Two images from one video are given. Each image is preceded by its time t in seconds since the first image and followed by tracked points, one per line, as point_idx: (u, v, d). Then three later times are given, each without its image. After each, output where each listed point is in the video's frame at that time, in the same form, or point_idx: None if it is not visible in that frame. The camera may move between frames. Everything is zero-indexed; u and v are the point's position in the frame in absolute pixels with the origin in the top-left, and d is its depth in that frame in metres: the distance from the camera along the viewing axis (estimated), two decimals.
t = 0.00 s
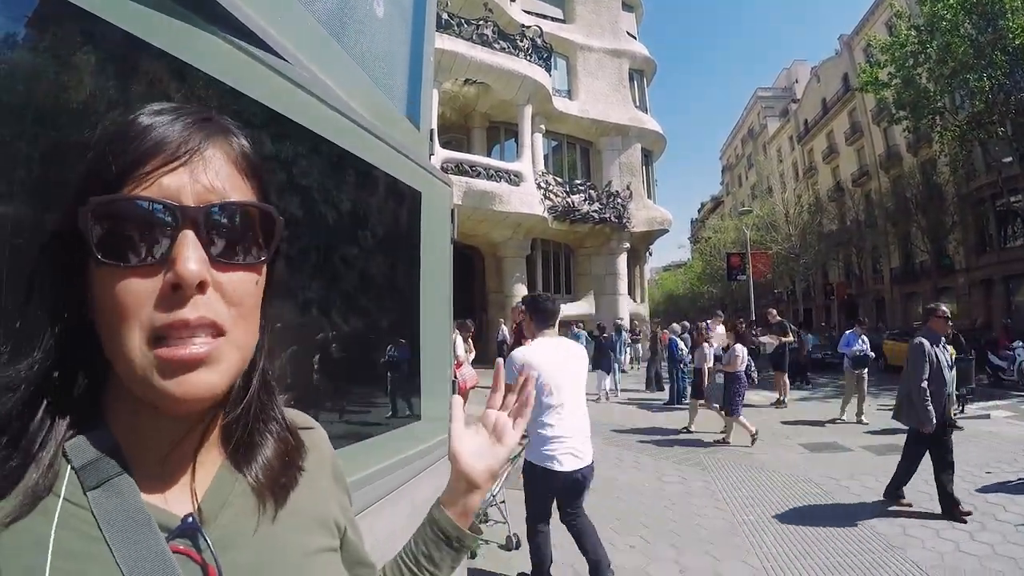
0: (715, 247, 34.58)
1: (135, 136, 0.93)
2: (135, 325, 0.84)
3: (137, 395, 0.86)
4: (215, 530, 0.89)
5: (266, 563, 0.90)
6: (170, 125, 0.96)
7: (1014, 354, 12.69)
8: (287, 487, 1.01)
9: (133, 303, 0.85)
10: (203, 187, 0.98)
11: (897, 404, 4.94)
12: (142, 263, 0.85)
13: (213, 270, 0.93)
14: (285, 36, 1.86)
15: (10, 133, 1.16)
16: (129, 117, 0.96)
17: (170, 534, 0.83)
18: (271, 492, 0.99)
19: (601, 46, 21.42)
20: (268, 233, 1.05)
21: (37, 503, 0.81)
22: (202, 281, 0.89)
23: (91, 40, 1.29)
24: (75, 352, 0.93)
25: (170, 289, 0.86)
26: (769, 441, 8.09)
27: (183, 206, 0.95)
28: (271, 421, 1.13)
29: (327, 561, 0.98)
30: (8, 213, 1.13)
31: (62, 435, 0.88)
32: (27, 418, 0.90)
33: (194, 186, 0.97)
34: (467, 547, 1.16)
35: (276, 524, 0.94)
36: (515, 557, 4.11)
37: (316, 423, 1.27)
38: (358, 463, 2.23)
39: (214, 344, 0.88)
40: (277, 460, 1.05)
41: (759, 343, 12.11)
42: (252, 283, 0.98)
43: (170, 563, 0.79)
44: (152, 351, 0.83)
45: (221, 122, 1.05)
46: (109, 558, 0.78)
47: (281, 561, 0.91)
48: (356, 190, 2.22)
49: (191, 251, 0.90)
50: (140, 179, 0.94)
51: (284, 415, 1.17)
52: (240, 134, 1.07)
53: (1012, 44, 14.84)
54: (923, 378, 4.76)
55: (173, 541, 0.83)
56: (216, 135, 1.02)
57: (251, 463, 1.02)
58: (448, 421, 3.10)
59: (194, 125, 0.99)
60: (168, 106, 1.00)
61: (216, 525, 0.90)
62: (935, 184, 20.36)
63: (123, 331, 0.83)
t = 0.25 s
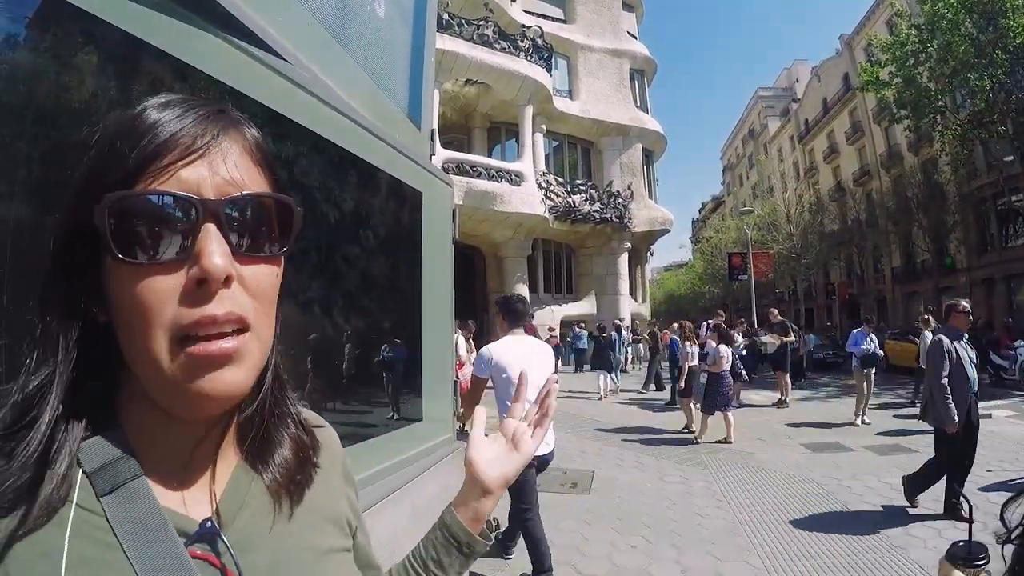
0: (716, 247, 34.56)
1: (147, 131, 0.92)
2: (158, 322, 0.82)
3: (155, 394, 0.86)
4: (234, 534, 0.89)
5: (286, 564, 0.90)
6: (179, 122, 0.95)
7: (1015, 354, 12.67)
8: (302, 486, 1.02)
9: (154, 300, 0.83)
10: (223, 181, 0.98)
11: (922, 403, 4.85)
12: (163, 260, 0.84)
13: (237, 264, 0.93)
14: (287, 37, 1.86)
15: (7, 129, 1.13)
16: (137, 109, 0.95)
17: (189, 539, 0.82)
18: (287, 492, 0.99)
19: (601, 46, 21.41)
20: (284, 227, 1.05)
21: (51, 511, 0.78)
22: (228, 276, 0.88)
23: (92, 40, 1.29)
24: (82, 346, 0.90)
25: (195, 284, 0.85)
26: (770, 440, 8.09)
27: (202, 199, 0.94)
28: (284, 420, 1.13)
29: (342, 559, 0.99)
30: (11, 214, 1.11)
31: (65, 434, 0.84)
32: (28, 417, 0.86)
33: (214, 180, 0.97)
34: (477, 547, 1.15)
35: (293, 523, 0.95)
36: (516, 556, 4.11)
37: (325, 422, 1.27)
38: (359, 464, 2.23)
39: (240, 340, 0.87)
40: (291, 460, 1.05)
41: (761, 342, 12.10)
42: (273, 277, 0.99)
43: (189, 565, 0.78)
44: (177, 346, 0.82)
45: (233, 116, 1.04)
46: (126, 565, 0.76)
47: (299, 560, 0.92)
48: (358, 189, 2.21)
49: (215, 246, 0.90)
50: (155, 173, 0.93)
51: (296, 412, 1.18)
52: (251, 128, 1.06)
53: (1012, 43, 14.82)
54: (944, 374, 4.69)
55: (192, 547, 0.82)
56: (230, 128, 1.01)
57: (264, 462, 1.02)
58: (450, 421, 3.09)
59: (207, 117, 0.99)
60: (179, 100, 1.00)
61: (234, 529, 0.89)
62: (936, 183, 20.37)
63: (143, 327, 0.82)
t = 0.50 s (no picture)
0: (718, 247, 34.55)
1: (154, 125, 0.91)
2: (173, 318, 0.82)
3: (161, 392, 0.86)
4: (236, 532, 0.89)
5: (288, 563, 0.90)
6: (187, 118, 0.94)
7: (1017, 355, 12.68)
8: (301, 484, 1.03)
9: (168, 297, 0.83)
10: (237, 181, 0.99)
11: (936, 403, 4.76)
12: (182, 257, 0.84)
13: (251, 261, 0.93)
14: (289, 36, 1.87)
15: (8, 128, 1.14)
16: (143, 105, 0.95)
17: (193, 539, 0.82)
18: (286, 490, 0.99)
19: (603, 46, 21.41)
20: (293, 226, 1.06)
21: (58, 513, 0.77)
22: (246, 274, 0.89)
23: (94, 38, 1.28)
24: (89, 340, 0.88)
25: (212, 281, 0.86)
26: (771, 440, 8.09)
27: (220, 196, 0.94)
28: (281, 418, 1.13)
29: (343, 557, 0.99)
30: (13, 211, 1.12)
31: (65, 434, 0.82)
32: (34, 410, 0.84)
33: (228, 179, 0.98)
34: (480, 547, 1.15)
35: (291, 519, 0.95)
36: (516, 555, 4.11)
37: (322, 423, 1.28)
38: (359, 463, 2.23)
39: (254, 337, 0.87)
40: (291, 458, 1.06)
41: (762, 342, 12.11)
42: (283, 277, 0.99)
43: (193, 565, 0.77)
44: (192, 342, 0.82)
45: (245, 114, 1.04)
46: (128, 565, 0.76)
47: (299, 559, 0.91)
48: (359, 188, 2.22)
49: (233, 241, 0.90)
50: (171, 167, 0.93)
51: (294, 409, 1.18)
52: (263, 127, 1.07)
53: (1014, 43, 14.79)
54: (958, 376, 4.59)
55: (196, 547, 0.82)
56: (242, 126, 1.01)
57: (264, 459, 1.02)
58: (451, 420, 3.09)
59: (221, 116, 0.99)
60: (190, 96, 0.99)
61: (236, 526, 0.89)
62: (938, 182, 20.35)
63: (155, 325, 0.82)
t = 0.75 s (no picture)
0: (719, 246, 34.56)
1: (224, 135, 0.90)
2: (212, 302, 0.79)
3: (160, 376, 0.80)
4: (230, 528, 0.84)
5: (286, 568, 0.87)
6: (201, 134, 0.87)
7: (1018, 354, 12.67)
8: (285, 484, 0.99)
9: (203, 279, 0.79)
10: (261, 179, 0.96)
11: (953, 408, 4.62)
12: (224, 243, 0.82)
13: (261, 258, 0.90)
14: (289, 34, 1.87)
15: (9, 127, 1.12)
16: (200, 98, 0.91)
17: (186, 537, 0.77)
18: (273, 491, 0.96)
19: (604, 45, 21.41)
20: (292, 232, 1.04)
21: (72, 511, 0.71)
22: (273, 271, 0.87)
23: (94, 40, 1.28)
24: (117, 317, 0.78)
25: (247, 273, 0.84)
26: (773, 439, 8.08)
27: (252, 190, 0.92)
28: (244, 412, 1.06)
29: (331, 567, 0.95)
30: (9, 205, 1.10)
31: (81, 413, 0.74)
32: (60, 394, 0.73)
33: (260, 178, 0.96)
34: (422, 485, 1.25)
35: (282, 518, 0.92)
36: (518, 554, 4.11)
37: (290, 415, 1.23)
38: (358, 463, 2.21)
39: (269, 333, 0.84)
40: (268, 452, 1.01)
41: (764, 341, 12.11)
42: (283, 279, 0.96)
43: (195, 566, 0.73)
44: (217, 331, 0.78)
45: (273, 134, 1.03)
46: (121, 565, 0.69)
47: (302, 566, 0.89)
48: (360, 187, 2.22)
49: (265, 239, 0.89)
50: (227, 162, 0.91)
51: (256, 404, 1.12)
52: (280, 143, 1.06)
53: (1015, 42, 14.76)
54: (978, 380, 4.49)
55: (190, 545, 0.77)
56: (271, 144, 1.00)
57: (245, 460, 0.96)
58: (452, 418, 3.08)
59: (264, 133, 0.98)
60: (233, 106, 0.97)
61: (230, 523, 0.85)
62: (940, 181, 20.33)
63: (176, 308, 0.77)
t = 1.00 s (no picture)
0: (721, 244, 34.54)
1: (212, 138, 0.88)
2: (196, 309, 0.78)
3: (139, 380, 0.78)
4: (213, 526, 0.85)
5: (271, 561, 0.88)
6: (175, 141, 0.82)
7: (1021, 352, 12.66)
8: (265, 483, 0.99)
9: (186, 282, 0.78)
10: (249, 186, 0.96)
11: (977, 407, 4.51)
12: (210, 250, 0.81)
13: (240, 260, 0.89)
14: (288, 33, 1.86)
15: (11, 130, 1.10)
16: (178, 99, 0.88)
17: (168, 539, 0.77)
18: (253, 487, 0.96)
19: (606, 43, 21.38)
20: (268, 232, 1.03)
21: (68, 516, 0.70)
22: (250, 275, 0.87)
23: (93, 42, 1.27)
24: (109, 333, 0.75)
25: (231, 280, 0.84)
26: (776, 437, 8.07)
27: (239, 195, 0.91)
28: (219, 412, 1.04)
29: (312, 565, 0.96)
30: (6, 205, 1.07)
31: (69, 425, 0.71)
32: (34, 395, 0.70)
33: (249, 186, 0.95)
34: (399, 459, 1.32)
35: (264, 514, 0.92)
36: (520, 553, 4.11)
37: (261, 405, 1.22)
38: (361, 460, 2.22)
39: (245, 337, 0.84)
40: (246, 445, 1.01)
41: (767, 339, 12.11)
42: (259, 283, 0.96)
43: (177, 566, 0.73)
44: (197, 334, 0.77)
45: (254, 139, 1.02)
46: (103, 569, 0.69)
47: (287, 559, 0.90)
48: (362, 187, 2.22)
49: (249, 248, 0.89)
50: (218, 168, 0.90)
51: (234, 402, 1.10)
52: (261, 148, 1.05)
53: (1018, 39, 14.71)
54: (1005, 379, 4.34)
55: (172, 546, 0.78)
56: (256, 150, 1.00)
57: (222, 460, 0.95)
58: (453, 415, 3.08)
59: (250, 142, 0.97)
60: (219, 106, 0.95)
61: (212, 521, 0.85)
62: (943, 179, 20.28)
63: (159, 308, 0.76)
